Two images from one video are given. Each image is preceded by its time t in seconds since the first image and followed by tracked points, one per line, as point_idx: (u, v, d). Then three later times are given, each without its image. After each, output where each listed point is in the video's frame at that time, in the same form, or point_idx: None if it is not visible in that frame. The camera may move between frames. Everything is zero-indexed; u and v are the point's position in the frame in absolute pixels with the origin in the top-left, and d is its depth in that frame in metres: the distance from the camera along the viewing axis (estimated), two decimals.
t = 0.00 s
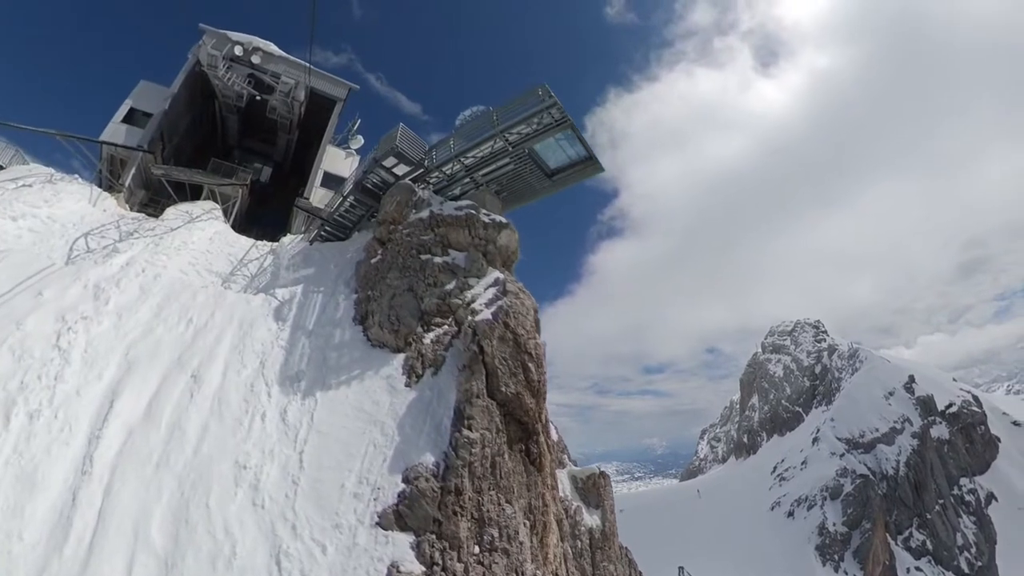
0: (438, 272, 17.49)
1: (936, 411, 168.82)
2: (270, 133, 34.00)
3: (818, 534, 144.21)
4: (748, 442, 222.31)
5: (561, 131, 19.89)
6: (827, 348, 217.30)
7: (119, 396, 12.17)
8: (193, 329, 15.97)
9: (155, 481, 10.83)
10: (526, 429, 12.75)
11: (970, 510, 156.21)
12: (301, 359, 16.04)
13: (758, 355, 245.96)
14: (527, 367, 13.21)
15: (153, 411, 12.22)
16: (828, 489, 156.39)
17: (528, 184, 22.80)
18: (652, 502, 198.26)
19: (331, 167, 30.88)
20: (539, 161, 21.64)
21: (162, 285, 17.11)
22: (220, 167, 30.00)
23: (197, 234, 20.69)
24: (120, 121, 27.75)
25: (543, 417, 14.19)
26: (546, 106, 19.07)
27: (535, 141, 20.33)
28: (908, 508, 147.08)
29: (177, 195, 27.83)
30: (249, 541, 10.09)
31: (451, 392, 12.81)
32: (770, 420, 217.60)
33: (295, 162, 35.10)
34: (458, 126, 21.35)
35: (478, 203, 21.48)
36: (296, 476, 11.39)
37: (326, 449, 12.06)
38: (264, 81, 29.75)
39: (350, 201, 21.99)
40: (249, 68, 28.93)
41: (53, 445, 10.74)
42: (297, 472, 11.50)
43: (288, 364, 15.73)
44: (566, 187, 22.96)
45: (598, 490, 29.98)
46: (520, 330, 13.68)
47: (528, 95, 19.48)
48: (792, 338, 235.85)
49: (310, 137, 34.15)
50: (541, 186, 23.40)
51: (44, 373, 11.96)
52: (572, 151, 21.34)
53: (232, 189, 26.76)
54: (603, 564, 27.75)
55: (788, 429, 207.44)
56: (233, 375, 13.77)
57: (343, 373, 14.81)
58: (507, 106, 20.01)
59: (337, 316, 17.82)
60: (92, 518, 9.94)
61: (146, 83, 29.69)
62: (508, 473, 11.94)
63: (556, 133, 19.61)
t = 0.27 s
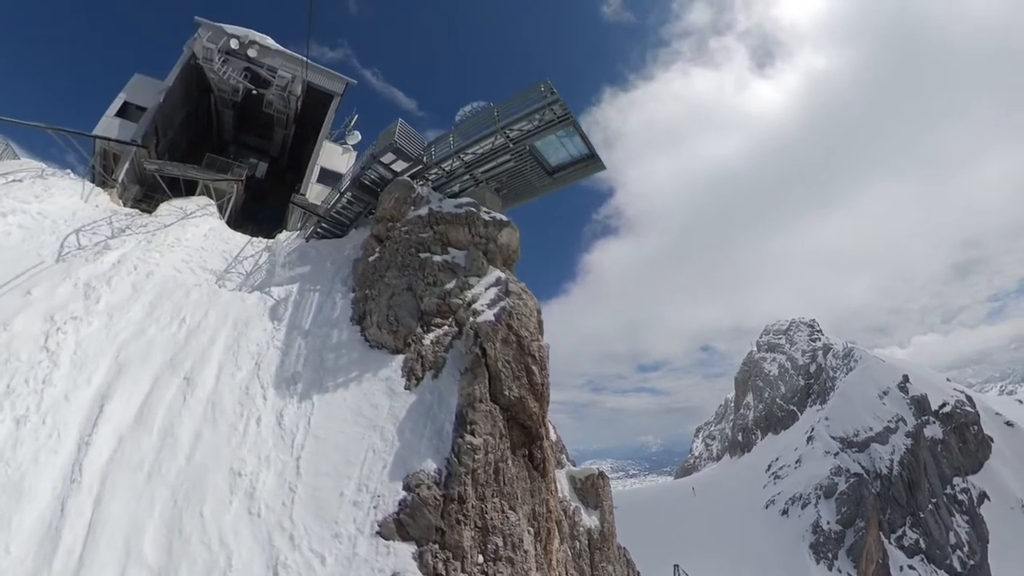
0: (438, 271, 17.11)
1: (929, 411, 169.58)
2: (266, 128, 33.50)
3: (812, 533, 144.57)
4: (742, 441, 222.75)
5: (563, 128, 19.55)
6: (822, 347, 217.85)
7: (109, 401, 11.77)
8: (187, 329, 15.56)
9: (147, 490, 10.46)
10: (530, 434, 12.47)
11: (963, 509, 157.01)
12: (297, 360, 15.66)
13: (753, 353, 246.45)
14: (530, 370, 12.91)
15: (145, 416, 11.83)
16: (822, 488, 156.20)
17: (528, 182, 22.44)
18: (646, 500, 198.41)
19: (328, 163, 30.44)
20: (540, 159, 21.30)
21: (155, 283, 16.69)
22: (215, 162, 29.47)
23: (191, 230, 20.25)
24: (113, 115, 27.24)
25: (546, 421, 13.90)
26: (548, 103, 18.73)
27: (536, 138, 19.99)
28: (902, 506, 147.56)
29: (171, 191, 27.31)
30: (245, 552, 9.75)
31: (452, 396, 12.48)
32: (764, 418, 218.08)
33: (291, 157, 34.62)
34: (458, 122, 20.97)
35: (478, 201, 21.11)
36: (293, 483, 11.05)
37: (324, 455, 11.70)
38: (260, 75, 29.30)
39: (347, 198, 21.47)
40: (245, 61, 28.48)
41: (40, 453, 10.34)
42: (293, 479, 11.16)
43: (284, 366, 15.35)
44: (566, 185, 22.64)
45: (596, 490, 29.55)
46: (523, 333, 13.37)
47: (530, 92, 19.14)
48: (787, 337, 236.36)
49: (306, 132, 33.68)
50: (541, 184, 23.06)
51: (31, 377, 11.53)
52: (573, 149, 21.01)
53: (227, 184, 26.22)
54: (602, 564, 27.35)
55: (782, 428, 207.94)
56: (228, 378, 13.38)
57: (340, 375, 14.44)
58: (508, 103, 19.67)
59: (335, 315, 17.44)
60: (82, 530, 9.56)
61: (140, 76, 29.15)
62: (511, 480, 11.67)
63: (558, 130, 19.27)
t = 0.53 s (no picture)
0: (437, 268, 16.79)
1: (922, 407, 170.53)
2: (261, 120, 32.97)
3: (806, 527, 145.27)
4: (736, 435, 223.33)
5: (565, 123, 19.19)
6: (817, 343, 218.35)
7: (101, 404, 11.42)
8: (181, 328, 15.21)
9: (142, 497, 10.16)
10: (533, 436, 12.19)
11: (955, 506, 158.26)
12: (293, 360, 15.32)
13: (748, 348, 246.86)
14: (534, 371, 12.64)
15: (138, 419, 11.50)
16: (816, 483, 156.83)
17: (528, 177, 22.08)
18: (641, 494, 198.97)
19: (324, 156, 29.97)
20: (541, 153, 20.94)
21: (148, 279, 16.30)
22: (209, 155, 28.98)
23: (185, 225, 19.82)
24: (106, 107, 26.71)
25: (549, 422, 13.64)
26: (550, 96, 18.37)
27: (537, 132, 19.63)
28: (894, 502, 148.55)
29: (165, 184, 26.80)
30: (243, 562, 9.52)
31: (454, 397, 12.20)
32: (759, 413, 218.68)
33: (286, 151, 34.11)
34: (457, 115, 20.57)
35: (478, 195, 20.74)
36: (291, 488, 10.79)
37: (322, 459, 11.42)
38: (256, 66, 28.83)
39: (344, 191, 21.07)
40: (240, 52, 28.00)
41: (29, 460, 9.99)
42: (292, 484, 10.90)
43: (280, 365, 15.01)
44: (567, 180, 22.26)
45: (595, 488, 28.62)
46: (526, 332, 13.09)
47: (532, 85, 18.77)
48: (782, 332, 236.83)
49: (302, 125, 33.17)
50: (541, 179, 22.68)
51: (20, 380, 11.17)
52: (575, 144, 20.65)
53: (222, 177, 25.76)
54: (602, 562, 26.54)
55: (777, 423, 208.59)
56: (223, 378, 13.03)
57: (339, 374, 14.10)
58: (509, 96, 19.29)
59: (332, 313, 17.08)
60: (74, 540, 9.26)
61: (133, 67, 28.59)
62: (516, 484, 11.43)
63: (560, 124, 18.91)
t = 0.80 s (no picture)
0: (436, 264, 16.46)
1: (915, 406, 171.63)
2: (256, 112, 32.46)
3: (799, 522, 146.08)
4: (731, 430, 223.93)
5: (566, 117, 18.87)
6: (812, 339, 219.00)
7: (92, 407, 11.09)
8: (175, 326, 14.86)
9: (135, 505, 9.88)
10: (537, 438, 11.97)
11: (946, 502, 159.43)
12: (290, 359, 15.00)
13: (743, 343, 247.43)
14: (538, 372, 12.43)
15: (130, 422, 11.17)
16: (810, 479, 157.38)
17: (528, 172, 21.76)
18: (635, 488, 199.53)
19: (320, 148, 29.53)
20: (541, 147, 20.62)
21: (140, 275, 15.92)
22: (204, 148, 28.49)
23: (178, 219, 19.40)
24: (99, 99, 26.17)
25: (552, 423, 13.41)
26: (552, 89, 18.04)
27: (538, 126, 19.31)
28: (886, 498, 149.60)
29: (159, 178, 26.32)
30: (241, 570, 9.30)
31: (456, 398, 11.95)
32: (753, 408, 219.28)
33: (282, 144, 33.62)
34: (457, 108, 20.22)
35: (477, 190, 20.42)
36: (289, 494, 10.54)
37: (321, 462, 11.16)
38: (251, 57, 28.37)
39: (340, 186, 20.58)
40: (236, 42, 27.54)
41: (18, 466, 9.67)
42: (289, 489, 10.65)
43: (276, 365, 14.69)
44: (567, 174, 21.97)
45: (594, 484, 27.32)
46: (530, 331, 12.84)
47: (533, 78, 18.42)
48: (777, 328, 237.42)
49: (297, 118, 32.66)
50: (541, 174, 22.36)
51: (7, 382, 10.80)
52: (576, 138, 20.34)
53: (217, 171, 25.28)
54: (599, 558, 25.27)
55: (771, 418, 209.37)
56: (218, 379, 12.70)
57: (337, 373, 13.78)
58: (510, 88, 18.95)
59: (328, 310, 16.74)
60: (65, 550, 8.97)
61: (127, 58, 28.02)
62: (519, 488, 11.23)
63: (562, 118, 18.61)
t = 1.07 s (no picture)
0: (435, 260, 16.16)
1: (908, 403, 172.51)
2: (251, 104, 31.96)
3: (792, 516, 146.91)
4: (725, 424, 224.57)
5: (568, 111, 18.55)
6: (806, 335, 219.81)
7: (82, 410, 10.78)
8: (168, 324, 14.53)
9: (127, 512, 9.64)
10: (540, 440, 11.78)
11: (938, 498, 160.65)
12: (285, 357, 14.69)
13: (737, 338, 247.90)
14: (541, 372, 12.27)
15: (122, 425, 10.88)
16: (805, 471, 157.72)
17: (528, 166, 21.42)
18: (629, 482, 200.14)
19: (316, 141, 29.09)
20: (542, 141, 20.29)
21: (132, 271, 15.55)
22: (198, 140, 28.04)
23: (171, 213, 19.00)
24: (91, 90, 25.71)
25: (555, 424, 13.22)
26: (554, 83, 17.70)
27: (539, 119, 18.98)
28: (878, 494, 150.61)
29: (153, 171, 25.87)
30: None
31: (457, 399, 11.72)
32: (748, 403, 219.89)
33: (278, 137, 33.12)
34: (456, 100, 19.86)
35: (476, 184, 20.11)
36: (286, 499, 10.32)
37: (320, 465, 10.95)
38: (246, 48, 27.97)
39: (337, 178, 20.29)
40: (230, 33, 27.12)
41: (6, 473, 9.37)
42: (287, 494, 10.42)
43: (271, 364, 14.39)
44: (567, 169, 21.66)
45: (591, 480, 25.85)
46: (533, 331, 12.66)
47: (535, 70, 18.08)
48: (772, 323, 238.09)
49: (292, 110, 32.16)
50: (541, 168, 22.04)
51: None
52: (577, 132, 20.02)
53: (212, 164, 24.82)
54: (596, 555, 23.84)
55: (765, 412, 210.09)
56: (213, 379, 12.39)
57: (334, 372, 13.47)
58: (510, 81, 18.61)
59: (324, 307, 16.41)
60: (55, 561, 8.74)
61: (119, 48, 27.51)
62: (522, 491, 11.08)
63: (563, 112, 18.28)
